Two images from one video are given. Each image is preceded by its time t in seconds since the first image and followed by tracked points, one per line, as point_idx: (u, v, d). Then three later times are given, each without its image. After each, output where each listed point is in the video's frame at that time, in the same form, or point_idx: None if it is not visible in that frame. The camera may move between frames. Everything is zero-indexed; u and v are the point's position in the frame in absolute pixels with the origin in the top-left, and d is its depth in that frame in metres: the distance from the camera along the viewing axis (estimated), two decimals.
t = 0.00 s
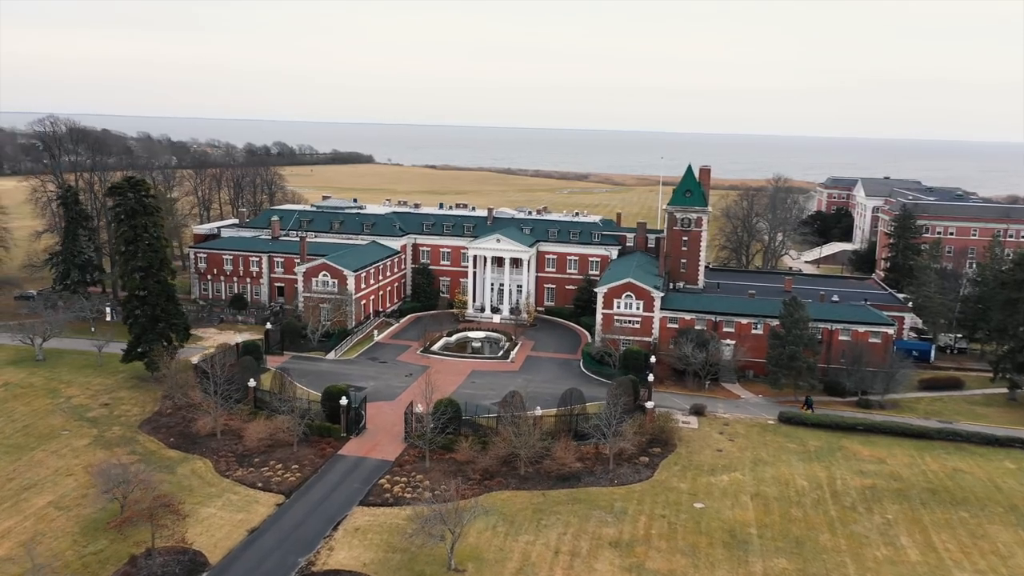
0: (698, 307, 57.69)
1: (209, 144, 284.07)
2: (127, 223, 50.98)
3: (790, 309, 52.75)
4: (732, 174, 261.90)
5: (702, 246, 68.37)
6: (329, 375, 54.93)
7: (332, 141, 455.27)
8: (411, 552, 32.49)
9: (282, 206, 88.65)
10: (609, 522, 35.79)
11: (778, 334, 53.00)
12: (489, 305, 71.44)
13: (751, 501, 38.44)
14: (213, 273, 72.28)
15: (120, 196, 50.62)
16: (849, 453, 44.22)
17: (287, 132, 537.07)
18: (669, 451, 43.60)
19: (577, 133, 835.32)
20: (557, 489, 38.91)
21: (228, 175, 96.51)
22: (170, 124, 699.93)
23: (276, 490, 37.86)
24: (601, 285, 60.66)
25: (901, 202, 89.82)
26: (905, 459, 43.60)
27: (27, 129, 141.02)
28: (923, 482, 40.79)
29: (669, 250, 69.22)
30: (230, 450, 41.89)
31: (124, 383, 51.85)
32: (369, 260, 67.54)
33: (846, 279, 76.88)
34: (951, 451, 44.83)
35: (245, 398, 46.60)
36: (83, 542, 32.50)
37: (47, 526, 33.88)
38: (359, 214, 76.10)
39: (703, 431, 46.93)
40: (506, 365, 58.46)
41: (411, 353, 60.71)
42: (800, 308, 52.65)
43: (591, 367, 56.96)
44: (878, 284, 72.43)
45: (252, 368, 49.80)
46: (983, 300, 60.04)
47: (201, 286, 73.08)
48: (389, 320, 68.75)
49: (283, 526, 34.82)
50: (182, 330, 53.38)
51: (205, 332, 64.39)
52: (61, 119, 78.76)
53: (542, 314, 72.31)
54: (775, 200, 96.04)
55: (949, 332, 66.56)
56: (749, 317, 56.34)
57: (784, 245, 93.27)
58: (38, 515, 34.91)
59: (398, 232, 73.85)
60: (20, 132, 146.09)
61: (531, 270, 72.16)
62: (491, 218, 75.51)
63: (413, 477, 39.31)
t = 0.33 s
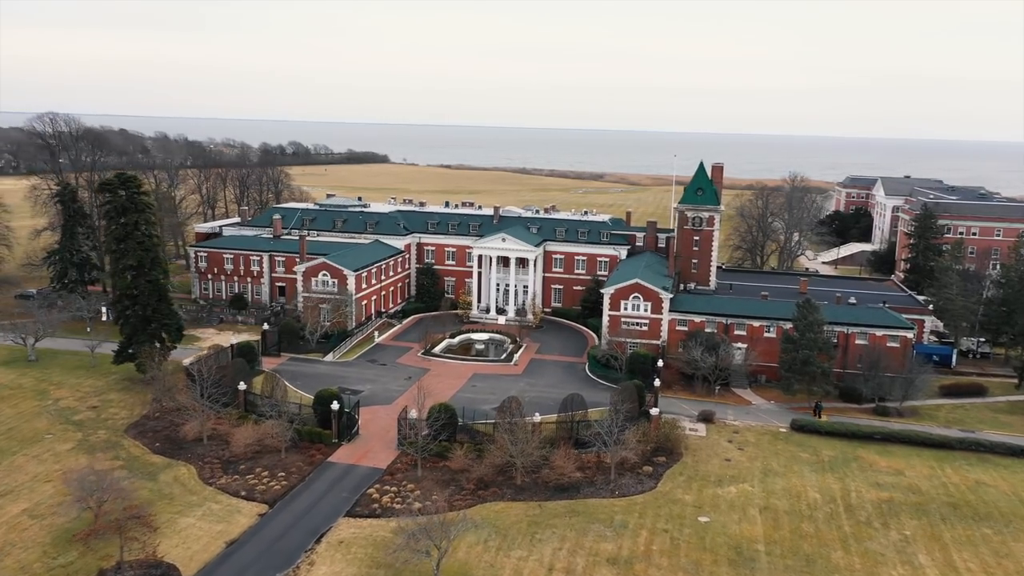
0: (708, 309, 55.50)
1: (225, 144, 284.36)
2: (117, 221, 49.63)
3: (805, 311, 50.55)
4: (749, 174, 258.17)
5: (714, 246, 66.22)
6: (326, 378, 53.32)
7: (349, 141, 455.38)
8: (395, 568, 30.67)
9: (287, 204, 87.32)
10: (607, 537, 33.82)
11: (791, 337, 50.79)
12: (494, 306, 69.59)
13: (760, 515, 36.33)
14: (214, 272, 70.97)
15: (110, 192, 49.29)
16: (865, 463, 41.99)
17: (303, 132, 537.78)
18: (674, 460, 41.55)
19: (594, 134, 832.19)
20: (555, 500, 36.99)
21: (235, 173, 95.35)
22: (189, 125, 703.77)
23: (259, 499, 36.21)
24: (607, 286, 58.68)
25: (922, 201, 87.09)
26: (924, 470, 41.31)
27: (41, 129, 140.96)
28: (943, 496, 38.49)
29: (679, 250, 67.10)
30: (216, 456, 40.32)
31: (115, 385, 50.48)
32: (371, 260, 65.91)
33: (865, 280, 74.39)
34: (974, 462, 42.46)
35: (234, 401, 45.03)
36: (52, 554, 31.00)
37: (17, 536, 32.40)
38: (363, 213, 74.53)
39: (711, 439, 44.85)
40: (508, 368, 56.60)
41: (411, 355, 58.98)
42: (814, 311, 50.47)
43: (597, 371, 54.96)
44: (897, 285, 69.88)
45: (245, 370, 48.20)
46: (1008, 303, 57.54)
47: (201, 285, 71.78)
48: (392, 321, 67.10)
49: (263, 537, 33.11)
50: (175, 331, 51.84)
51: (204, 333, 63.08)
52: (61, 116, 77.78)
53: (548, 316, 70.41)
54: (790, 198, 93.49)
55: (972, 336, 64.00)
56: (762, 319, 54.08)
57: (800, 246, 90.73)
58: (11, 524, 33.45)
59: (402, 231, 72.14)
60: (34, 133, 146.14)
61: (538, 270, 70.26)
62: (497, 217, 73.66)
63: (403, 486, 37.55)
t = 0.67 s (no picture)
0: (719, 311, 53.30)
1: (240, 143, 284.48)
2: (106, 218, 48.14)
3: (820, 313, 48.28)
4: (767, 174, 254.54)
5: (725, 246, 64.00)
6: (321, 381, 51.70)
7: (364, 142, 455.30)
8: None
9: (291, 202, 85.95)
10: (603, 553, 31.85)
11: (803, 341, 48.55)
12: (499, 307, 67.73)
13: (767, 531, 34.23)
14: (214, 272, 69.66)
15: (99, 189, 47.82)
16: (881, 476, 39.76)
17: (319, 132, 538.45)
18: (679, 471, 39.51)
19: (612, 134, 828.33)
20: (550, 513, 35.08)
21: (240, 172, 94.14)
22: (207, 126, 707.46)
23: (239, 509, 34.59)
24: (613, 287, 56.69)
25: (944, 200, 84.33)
26: (944, 483, 39.01)
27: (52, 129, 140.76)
28: (964, 511, 36.18)
29: (690, 250, 64.92)
30: (199, 462, 38.79)
31: (104, 386, 49.09)
32: (372, 259, 64.26)
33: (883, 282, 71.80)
34: (997, 475, 40.08)
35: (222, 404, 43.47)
36: (16, 567, 29.52)
37: None
38: (365, 211, 72.94)
39: (718, 448, 42.75)
40: (510, 372, 54.74)
41: (411, 357, 57.28)
42: (828, 314, 48.21)
43: (602, 375, 52.95)
44: (917, 287, 67.26)
45: (235, 373, 46.67)
46: None
47: (201, 285, 70.48)
48: (393, 322, 65.44)
49: (240, 550, 31.43)
50: (165, 331, 50.41)
51: (201, 334, 61.75)
52: (61, 114, 76.81)
53: (555, 317, 68.49)
54: (806, 197, 90.89)
55: (995, 340, 61.32)
56: (774, 322, 51.86)
57: (817, 246, 88.15)
58: None
59: (406, 230, 70.42)
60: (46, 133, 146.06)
61: (544, 270, 68.33)
62: (503, 216, 71.81)
63: (391, 496, 35.79)
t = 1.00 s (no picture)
0: (727, 314, 51.22)
1: (254, 142, 284.12)
2: (92, 215, 46.58)
3: (833, 316, 45.97)
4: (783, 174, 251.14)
5: (735, 246, 61.86)
6: (313, 383, 50.08)
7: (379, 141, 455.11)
8: None
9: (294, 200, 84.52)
10: (595, 571, 29.91)
11: (815, 345, 46.34)
12: (501, 307, 65.89)
13: (772, 548, 32.16)
14: (211, 271, 68.31)
15: (85, 185, 46.27)
16: (895, 488, 37.55)
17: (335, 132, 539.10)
18: (680, 482, 37.48)
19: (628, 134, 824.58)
20: (541, 527, 33.17)
21: (243, 169, 92.82)
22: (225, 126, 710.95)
23: (214, 520, 32.98)
24: (617, 287, 54.73)
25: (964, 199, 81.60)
26: (962, 497, 36.74)
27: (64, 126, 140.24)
28: (984, 528, 33.91)
29: (699, 249, 62.81)
30: (178, 469, 37.27)
31: (90, 388, 47.69)
32: (371, 258, 62.66)
33: (901, 283, 69.29)
34: (1020, 489, 37.74)
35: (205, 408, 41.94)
36: None
37: None
38: (366, 209, 71.34)
39: (723, 457, 40.67)
40: (509, 375, 52.87)
41: (408, 359, 55.57)
42: (842, 317, 45.92)
43: (604, 379, 50.88)
44: (936, 289, 64.73)
45: (222, 375, 45.14)
46: None
47: (199, 284, 69.16)
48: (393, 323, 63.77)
49: (210, 564, 29.76)
50: (152, 331, 48.95)
51: (196, 335, 60.37)
52: (60, 111, 75.80)
53: (559, 319, 66.58)
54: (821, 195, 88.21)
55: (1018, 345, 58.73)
56: (785, 325, 49.71)
57: (831, 246, 85.47)
58: None
59: (407, 228, 68.75)
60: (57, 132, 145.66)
61: (548, 270, 66.43)
62: (507, 214, 70.01)
63: (375, 507, 34.02)
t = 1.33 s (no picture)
0: (734, 316, 49.11)
1: (268, 142, 283.95)
2: (75, 211, 45.09)
3: (845, 319, 43.75)
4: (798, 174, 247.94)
5: (744, 245, 59.72)
6: (304, 387, 48.39)
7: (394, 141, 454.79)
8: None
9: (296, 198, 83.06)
10: None
11: (825, 350, 44.12)
12: (503, 309, 64.03)
13: (774, 566, 30.08)
14: (207, 270, 66.90)
15: (67, 181, 44.85)
16: (908, 503, 35.33)
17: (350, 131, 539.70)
18: (679, 494, 35.45)
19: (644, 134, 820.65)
20: (528, 541, 31.25)
21: (245, 167, 91.48)
22: (241, 126, 713.18)
23: (184, 531, 31.35)
24: (620, 288, 52.70)
25: (985, 198, 78.97)
26: (980, 513, 34.48)
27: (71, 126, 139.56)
28: (1003, 547, 31.67)
29: (706, 249, 60.70)
30: (152, 476, 35.69)
31: (72, 390, 46.25)
32: (368, 257, 60.99)
33: (918, 284, 66.80)
34: None
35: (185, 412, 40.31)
36: None
37: None
38: (366, 207, 69.69)
39: (725, 467, 38.57)
40: (507, 379, 50.98)
41: (404, 361, 53.85)
42: (853, 320, 43.69)
43: (605, 384, 48.87)
44: (954, 291, 62.22)
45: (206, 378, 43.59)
46: None
47: (195, 283, 67.77)
48: (391, 324, 62.06)
49: None
50: (138, 332, 47.45)
51: (189, 336, 58.94)
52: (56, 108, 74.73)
53: (562, 320, 64.66)
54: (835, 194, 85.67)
55: None
56: (795, 329, 47.51)
57: (846, 247, 82.89)
58: None
59: (407, 227, 67.10)
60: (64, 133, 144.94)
61: (551, 270, 64.51)
62: (509, 212, 68.19)
63: (354, 519, 32.24)
